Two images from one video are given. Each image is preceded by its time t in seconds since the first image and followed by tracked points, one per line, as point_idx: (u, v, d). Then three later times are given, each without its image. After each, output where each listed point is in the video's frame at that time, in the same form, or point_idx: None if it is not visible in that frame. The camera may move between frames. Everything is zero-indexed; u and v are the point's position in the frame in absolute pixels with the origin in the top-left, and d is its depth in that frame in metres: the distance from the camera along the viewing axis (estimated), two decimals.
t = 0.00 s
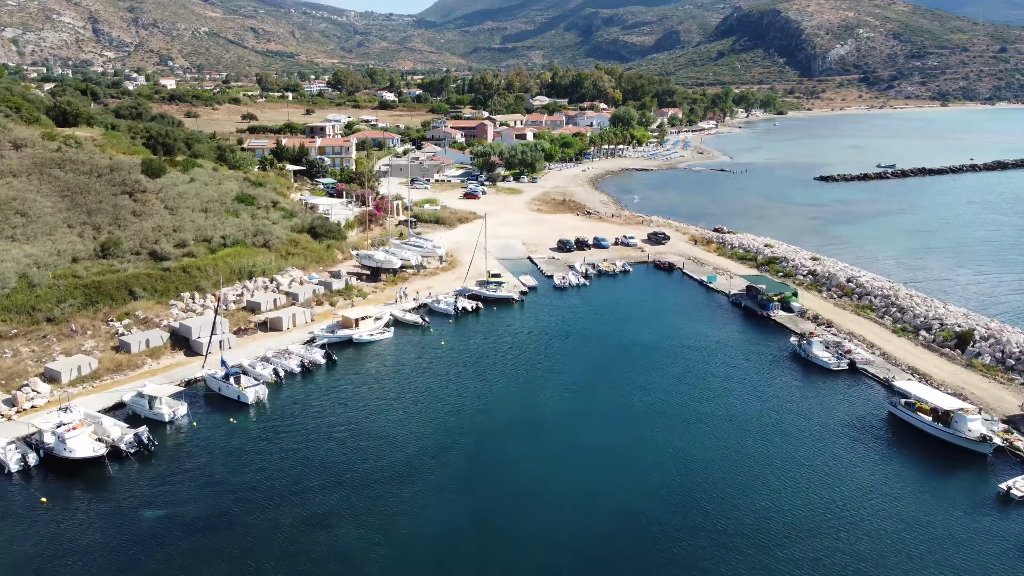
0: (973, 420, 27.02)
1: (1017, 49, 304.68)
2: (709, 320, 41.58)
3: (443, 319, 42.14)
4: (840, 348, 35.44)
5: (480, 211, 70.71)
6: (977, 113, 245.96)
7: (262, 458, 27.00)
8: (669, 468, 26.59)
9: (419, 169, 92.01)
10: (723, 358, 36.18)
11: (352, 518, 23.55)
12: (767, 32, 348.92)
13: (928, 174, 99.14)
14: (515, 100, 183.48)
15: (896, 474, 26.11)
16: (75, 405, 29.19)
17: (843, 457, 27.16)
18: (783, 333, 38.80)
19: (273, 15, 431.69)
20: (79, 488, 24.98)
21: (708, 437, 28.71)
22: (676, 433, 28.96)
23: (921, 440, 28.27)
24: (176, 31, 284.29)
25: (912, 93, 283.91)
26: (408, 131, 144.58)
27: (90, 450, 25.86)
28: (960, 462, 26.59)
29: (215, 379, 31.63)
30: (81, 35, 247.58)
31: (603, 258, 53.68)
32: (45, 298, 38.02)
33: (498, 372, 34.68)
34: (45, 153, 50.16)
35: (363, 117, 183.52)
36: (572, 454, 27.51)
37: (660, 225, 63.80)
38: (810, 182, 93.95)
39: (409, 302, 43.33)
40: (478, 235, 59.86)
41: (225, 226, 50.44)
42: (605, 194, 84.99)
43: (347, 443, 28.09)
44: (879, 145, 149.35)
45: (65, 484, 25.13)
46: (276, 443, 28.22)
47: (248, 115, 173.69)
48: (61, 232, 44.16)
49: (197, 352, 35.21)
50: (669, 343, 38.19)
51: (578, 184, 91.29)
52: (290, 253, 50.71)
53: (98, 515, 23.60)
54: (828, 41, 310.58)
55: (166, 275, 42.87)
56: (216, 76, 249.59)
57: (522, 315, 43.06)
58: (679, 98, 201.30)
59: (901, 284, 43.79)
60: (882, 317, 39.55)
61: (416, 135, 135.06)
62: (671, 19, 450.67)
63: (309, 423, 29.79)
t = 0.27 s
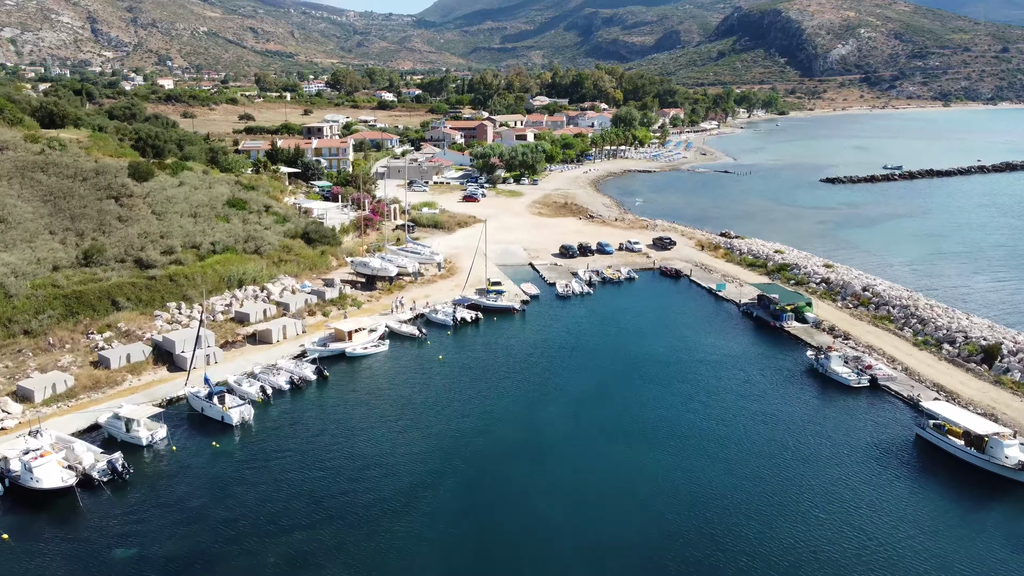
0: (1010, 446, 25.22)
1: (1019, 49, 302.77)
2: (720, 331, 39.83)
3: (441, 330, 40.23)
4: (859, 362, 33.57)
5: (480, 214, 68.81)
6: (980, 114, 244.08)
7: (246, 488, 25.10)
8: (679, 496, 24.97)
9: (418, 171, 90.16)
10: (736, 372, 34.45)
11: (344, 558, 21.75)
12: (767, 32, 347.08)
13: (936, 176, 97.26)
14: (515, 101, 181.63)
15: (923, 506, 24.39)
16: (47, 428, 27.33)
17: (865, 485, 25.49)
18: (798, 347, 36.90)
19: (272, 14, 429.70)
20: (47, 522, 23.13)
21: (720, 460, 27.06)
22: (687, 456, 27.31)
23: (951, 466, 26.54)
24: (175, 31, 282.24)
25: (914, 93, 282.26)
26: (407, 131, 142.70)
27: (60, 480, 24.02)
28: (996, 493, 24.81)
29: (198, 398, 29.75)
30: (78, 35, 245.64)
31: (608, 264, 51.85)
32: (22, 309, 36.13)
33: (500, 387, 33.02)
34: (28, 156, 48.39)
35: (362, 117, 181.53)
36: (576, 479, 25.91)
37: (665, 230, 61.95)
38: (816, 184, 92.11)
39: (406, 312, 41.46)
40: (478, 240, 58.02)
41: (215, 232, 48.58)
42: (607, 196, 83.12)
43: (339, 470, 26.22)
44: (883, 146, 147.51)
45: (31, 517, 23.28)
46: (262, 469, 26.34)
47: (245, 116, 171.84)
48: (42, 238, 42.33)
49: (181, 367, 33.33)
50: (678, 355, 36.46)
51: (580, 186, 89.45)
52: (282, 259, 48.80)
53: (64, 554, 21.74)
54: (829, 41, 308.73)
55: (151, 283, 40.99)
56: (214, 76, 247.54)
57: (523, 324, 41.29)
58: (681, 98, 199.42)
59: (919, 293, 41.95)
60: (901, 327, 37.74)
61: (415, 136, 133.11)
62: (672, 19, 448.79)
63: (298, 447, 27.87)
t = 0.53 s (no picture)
0: None
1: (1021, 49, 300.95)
2: (732, 343, 38.01)
3: (439, 342, 38.33)
4: (881, 378, 31.73)
5: (480, 218, 66.95)
6: (982, 114, 242.21)
7: (227, 522, 23.21)
8: (695, 530, 23.34)
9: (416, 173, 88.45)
10: (750, 388, 32.67)
11: None
12: (768, 32, 345.30)
13: (945, 177, 95.38)
14: (515, 101, 179.85)
15: (957, 544, 22.61)
16: (14, 454, 25.45)
17: (892, 517, 23.82)
18: (815, 361, 35.05)
19: (272, 14, 427.60)
20: (8, 562, 21.23)
21: (736, 489, 25.35)
22: (700, 485, 25.61)
23: (987, 495, 24.77)
24: (174, 31, 280.04)
25: (916, 93, 280.79)
26: (406, 132, 140.84)
27: (22, 515, 22.12)
28: None
29: (179, 419, 27.90)
30: (77, 35, 244.12)
31: (612, 271, 49.96)
32: None
33: (501, 404, 31.29)
34: (9, 159, 46.68)
35: (360, 118, 179.77)
36: (584, 511, 24.27)
37: (670, 235, 60.07)
38: (822, 186, 90.30)
39: (402, 324, 39.59)
40: (477, 245, 56.13)
41: (204, 238, 46.75)
42: (610, 199, 81.28)
43: (329, 501, 24.31)
44: (888, 146, 145.59)
45: None
46: (244, 499, 24.42)
47: (242, 116, 170.02)
48: (21, 246, 40.54)
49: (162, 384, 31.46)
50: (688, 369, 34.69)
51: (581, 189, 87.60)
52: (274, 267, 46.95)
53: None
54: (830, 41, 307.06)
55: (136, 292, 39.15)
56: (212, 76, 245.53)
57: (525, 335, 39.45)
58: (682, 98, 197.70)
59: (938, 302, 40.08)
60: (923, 340, 35.85)
61: (414, 137, 131.23)
62: (672, 19, 446.98)
63: (284, 473, 25.97)
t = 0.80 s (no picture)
0: None
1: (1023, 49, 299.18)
2: (745, 357, 36.10)
3: (435, 355, 36.46)
4: (905, 397, 29.80)
5: (479, 222, 65.07)
6: (984, 114, 240.46)
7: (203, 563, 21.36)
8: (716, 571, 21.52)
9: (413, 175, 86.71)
10: (766, 407, 30.78)
11: None
12: (768, 31, 343.51)
13: (953, 179, 93.50)
14: (514, 101, 178.06)
15: None
16: None
17: (927, 555, 22.05)
18: (832, 377, 33.15)
19: (270, 14, 425.59)
20: None
21: (758, 524, 23.50)
22: (719, 519, 23.75)
23: None
24: (172, 31, 277.74)
25: (917, 93, 279.11)
26: (404, 133, 138.93)
27: None
28: None
29: (156, 444, 26.03)
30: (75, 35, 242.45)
31: (616, 279, 48.04)
32: None
33: (502, 426, 29.38)
34: None
35: (358, 118, 177.97)
36: (595, 550, 22.41)
37: (676, 239, 58.15)
38: (829, 188, 88.42)
39: (397, 336, 37.67)
40: (477, 251, 54.23)
41: (191, 245, 44.91)
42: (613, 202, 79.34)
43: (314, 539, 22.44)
44: (892, 146, 143.81)
45: None
46: (223, 535, 22.57)
47: (239, 116, 168.22)
48: None
49: (142, 403, 29.60)
50: (700, 386, 32.82)
51: (582, 191, 85.78)
52: (264, 274, 44.99)
53: None
54: (831, 41, 305.20)
55: (117, 303, 37.30)
56: (209, 76, 243.54)
57: (526, 348, 37.51)
58: (683, 98, 195.97)
59: (959, 313, 38.17)
60: (946, 355, 33.92)
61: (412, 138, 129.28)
62: (671, 19, 445.13)
63: (268, 504, 24.09)
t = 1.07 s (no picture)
0: None
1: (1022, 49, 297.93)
2: (758, 371, 34.24)
3: (430, 370, 34.57)
4: (931, 417, 27.91)
5: (477, 226, 63.25)
6: (984, 114, 239.13)
7: None
8: None
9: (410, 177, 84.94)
10: (784, 427, 28.93)
11: None
12: (767, 31, 342.01)
13: (960, 181, 91.79)
14: (512, 102, 176.30)
15: None
16: None
17: None
18: (852, 394, 31.25)
19: (268, 14, 423.38)
20: None
21: (782, 559, 21.73)
22: (741, 553, 21.99)
23: None
24: (168, 31, 275.52)
25: (916, 94, 277.72)
26: (401, 134, 137.19)
27: None
28: None
29: (128, 472, 24.15)
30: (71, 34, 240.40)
31: (620, 286, 46.13)
32: None
33: (503, 449, 27.52)
34: None
35: (354, 118, 176.14)
36: None
37: (681, 245, 56.32)
38: (834, 190, 86.57)
39: (390, 350, 35.78)
40: (475, 258, 52.34)
41: (176, 252, 43.10)
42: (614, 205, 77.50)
43: None
44: (894, 147, 142.22)
45: None
46: None
47: (234, 117, 166.31)
48: None
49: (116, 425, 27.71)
50: (712, 404, 30.93)
51: (582, 193, 84.00)
52: (253, 283, 43.22)
53: None
54: (829, 41, 303.78)
55: (96, 314, 35.45)
56: (205, 76, 241.41)
57: (526, 363, 35.53)
58: (683, 99, 194.34)
59: (981, 325, 36.32)
60: (970, 370, 32.06)
61: (409, 139, 127.51)
62: (669, 19, 443.56)
63: (247, 542, 22.22)
